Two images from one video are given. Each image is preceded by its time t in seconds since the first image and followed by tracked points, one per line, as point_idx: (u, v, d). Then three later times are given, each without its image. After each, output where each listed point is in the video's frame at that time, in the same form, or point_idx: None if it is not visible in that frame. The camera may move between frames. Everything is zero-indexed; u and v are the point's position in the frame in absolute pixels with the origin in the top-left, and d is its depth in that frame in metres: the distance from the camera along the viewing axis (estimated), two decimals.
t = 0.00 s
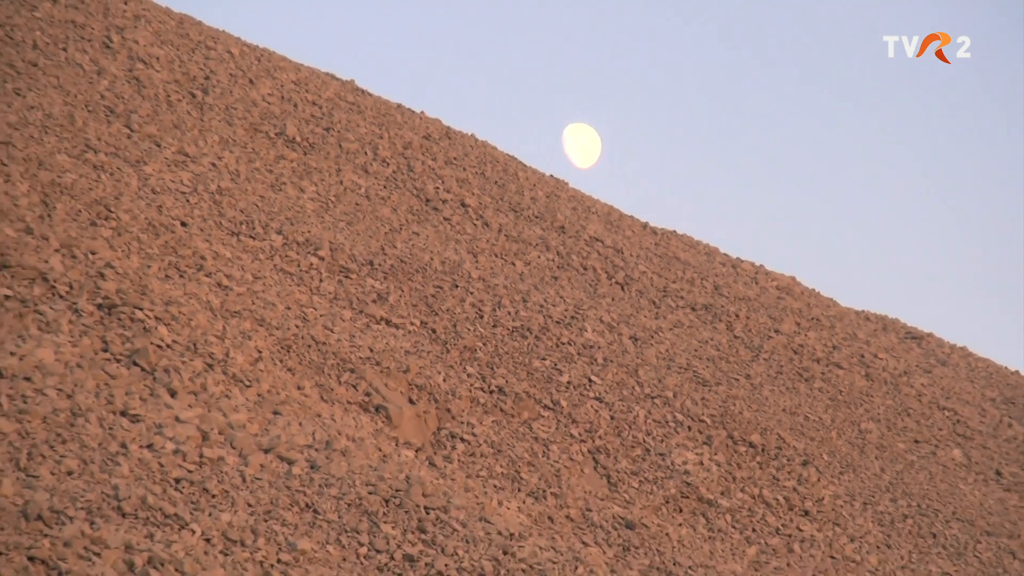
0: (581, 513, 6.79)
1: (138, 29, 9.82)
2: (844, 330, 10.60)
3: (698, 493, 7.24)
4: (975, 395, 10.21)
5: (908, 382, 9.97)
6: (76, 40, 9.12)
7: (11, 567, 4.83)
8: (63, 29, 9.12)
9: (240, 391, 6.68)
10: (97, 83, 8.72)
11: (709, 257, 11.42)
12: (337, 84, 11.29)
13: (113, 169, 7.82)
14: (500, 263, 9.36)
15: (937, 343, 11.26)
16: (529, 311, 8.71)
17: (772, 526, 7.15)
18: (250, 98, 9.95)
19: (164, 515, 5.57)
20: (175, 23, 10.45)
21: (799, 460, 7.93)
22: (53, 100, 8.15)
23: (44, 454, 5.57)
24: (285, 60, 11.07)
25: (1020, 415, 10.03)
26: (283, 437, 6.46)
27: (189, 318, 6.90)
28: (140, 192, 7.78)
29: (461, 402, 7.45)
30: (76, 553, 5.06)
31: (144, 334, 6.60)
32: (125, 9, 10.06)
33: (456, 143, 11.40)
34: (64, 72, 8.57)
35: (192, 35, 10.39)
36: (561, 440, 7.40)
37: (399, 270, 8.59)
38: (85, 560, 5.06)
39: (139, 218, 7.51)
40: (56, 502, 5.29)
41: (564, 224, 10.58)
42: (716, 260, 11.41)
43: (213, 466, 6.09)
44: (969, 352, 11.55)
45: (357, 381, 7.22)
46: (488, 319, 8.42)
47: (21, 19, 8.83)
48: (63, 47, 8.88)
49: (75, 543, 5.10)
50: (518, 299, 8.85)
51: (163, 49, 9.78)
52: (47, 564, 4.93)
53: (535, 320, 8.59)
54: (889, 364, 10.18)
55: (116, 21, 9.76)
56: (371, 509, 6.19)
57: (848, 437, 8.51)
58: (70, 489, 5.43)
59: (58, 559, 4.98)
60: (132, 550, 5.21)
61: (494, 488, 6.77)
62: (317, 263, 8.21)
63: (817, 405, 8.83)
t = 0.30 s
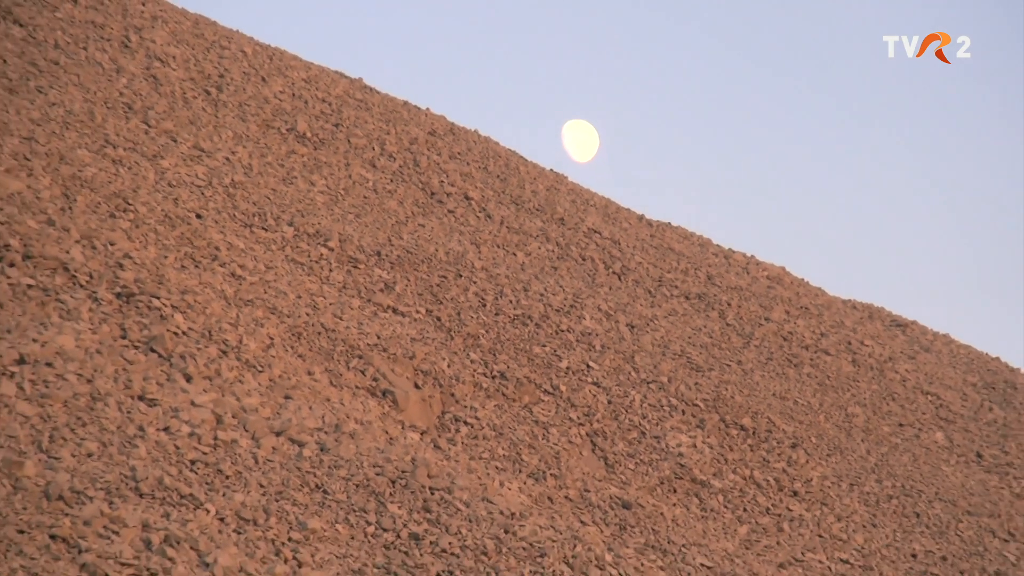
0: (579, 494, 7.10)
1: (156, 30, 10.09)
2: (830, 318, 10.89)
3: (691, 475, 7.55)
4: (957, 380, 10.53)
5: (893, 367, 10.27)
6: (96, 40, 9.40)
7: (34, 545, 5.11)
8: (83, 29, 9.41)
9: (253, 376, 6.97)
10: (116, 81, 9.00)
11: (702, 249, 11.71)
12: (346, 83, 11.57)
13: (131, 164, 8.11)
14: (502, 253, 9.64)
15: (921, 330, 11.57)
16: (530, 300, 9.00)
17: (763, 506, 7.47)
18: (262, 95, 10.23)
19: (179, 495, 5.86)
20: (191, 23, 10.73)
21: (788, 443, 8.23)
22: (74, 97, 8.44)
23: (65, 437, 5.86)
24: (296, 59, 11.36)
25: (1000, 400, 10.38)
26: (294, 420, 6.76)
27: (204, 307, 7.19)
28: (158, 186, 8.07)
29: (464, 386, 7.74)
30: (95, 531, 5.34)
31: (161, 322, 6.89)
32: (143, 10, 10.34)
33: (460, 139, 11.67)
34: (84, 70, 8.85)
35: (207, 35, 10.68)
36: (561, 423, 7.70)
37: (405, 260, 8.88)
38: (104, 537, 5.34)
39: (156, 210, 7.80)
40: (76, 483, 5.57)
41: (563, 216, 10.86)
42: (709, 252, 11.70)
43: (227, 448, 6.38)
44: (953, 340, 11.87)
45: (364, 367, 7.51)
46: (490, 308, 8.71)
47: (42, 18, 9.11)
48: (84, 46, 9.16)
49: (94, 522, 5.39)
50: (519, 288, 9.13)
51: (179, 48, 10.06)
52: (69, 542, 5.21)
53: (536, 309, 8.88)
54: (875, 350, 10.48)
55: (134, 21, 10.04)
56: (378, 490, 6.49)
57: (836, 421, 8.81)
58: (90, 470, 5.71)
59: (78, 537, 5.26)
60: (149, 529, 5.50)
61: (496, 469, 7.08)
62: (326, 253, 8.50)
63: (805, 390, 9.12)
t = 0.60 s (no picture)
0: (576, 472, 7.42)
1: (171, 28, 10.39)
2: (817, 304, 11.20)
3: (684, 454, 7.89)
4: (938, 363, 10.86)
5: (878, 351, 10.59)
6: (114, 38, 9.70)
7: (53, 521, 5.41)
8: (102, 28, 9.72)
9: (264, 359, 7.29)
10: (133, 77, 9.30)
11: (694, 238, 12.02)
12: (353, 79, 11.86)
13: (147, 156, 8.41)
14: (502, 242, 9.93)
15: (904, 316, 11.90)
16: (528, 287, 9.30)
17: (752, 484, 7.85)
18: (273, 91, 10.52)
19: (192, 474, 6.17)
20: (205, 22, 11.03)
21: (776, 424, 8.57)
22: (92, 92, 8.74)
23: (83, 419, 6.16)
24: (304, 55, 11.65)
25: (979, 383, 10.74)
26: (303, 402, 7.07)
27: (216, 293, 7.50)
28: (172, 177, 8.37)
29: (466, 369, 8.05)
30: (112, 508, 5.64)
31: (175, 307, 7.21)
32: (159, 9, 10.65)
33: (462, 132, 11.96)
34: (102, 67, 9.15)
35: (220, 33, 10.98)
36: (558, 405, 8.02)
37: (409, 249, 9.18)
38: (121, 514, 5.65)
39: (171, 201, 8.11)
40: (93, 462, 5.88)
41: (561, 207, 11.14)
42: (700, 241, 12.01)
43: (239, 428, 6.70)
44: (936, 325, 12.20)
45: (370, 351, 7.83)
46: (491, 294, 9.01)
47: (61, 17, 9.41)
48: (102, 44, 9.47)
49: (111, 499, 5.69)
50: (519, 276, 9.44)
51: (193, 45, 10.36)
52: (87, 518, 5.51)
53: (534, 296, 9.19)
54: (861, 335, 10.79)
55: (150, 20, 10.34)
56: (383, 468, 6.80)
57: (822, 403, 9.14)
58: (107, 449, 6.02)
59: (96, 514, 5.56)
60: (163, 507, 5.80)
61: (496, 448, 7.40)
62: (334, 242, 8.80)
63: (793, 373, 9.43)
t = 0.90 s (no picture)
0: (572, 451, 7.75)
1: (184, 25, 10.70)
2: (805, 290, 11.53)
3: (675, 434, 8.25)
4: (919, 346, 11.21)
5: (862, 335, 10.93)
6: (129, 34, 10.00)
7: (71, 497, 5.69)
8: (118, 25, 10.03)
9: (273, 343, 7.60)
10: (147, 72, 9.60)
11: (685, 226, 12.34)
12: (359, 74, 12.17)
13: (161, 148, 8.72)
14: (502, 231, 10.23)
15: (887, 301, 12.25)
16: (527, 273, 9.61)
17: (741, 462, 8.22)
18: (282, 85, 10.81)
19: (204, 452, 6.47)
20: (216, 19, 11.34)
21: (764, 405, 8.96)
22: (108, 86, 9.04)
23: (100, 399, 6.46)
24: (312, 51, 11.95)
25: (960, 365, 11.11)
26: (310, 384, 7.38)
27: (227, 280, 7.81)
28: (185, 168, 8.68)
29: (467, 353, 8.37)
30: (127, 485, 5.92)
31: (188, 293, 7.52)
32: (172, 7, 10.97)
33: (463, 125, 12.25)
34: (118, 62, 9.45)
35: (231, 30, 11.29)
36: (556, 387, 8.35)
37: (412, 237, 9.48)
38: (135, 491, 5.92)
39: (184, 191, 8.42)
40: (110, 441, 6.17)
41: (558, 197, 11.45)
42: (691, 229, 12.33)
43: (249, 409, 7.01)
44: (919, 311, 12.56)
45: (375, 334, 8.14)
46: (491, 280, 9.32)
47: (79, 14, 9.71)
48: (118, 40, 9.77)
49: (126, 477, 5.97)
50: (518, 263, 9.75)
51: (205, 41, 10.67)
52: (103, 495, 5.79)
53: (533, 282, 9.50)
54: (846, 320, 11.13)
55: (163, 17, 10.65)
56: (388, 447, 7.12)
57: (808, 385, 9.50)
58: (123, 429, 6.32)
59: (112, 491, 5.84)
60: (176, 484, 6.10)
61: (496, 428, 7.72)
62: (340, 230, 9.11)
63: (780, 357, 9.77)
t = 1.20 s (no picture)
0: (569, 432, 8.08)
1: (197, 23, 11.04)
2: (792, 277, 11.88)
3: (668, 416, 8.60)
4: (902, 331, 11.59)
5: (847, 321, 11.30)
6: (143, 32, 10.31)
7: (89, 476, 5.95)
8: (133, 23, 10.35)
9: (282, 328, 7.93)
10: (162, 68, 9.92)
11: (677, 216, 12.67)
12: (365, 71, 12.49)
13: (175, 141, 9.03)
14: (502, 221, 10.54)
15: (871, 288, 12.62)
16: (526, 262, 9.94)
17: (731, 443, 8.58)
18: (291, 81, 11.13)
19: (216, 433, 6.79)
20: (228, 18, 11.69)
21: (753, 387, 9.32)
22: (124, 82, 9.35)
23: (117, 382, 6.78)
24: (320, 49, 12.28)
25: (940, 350, 11.50)
26: (318, 368, 7.71)
27: (238, 268, 8.15)
28: (198, 160, 9.00)
29: (468, 337, 8.71)
30: (143, 465, 6.22)
31: (201, 281, 7.86)
32: (185, 6, 11.31)
33: (465, 120, 12.55)
34: (134, 59, 9.77)
35: (242, 28, 11.64)
36: (553, 370, 8.69)
37: (415, 227, 9.80)
38: (150, 470, 6.22)
39: (197, 182, 8.75)
40: (126, 423, 6.48)
41: (555, 188, 11.77)
42: (683, 219, 12.66)
43: (260, 391, 7.34)
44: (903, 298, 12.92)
45: (380, 320, 8.47)
46: (491, 268, 9.65)
47: (96, 12, 10.02)
48: (133, 38, 10.10)
49: (142, 457, 6.28)
50: (517, 252, 10.07)
51: (217, 39, 10.99)
52: (119, 474, 6.08)
53: (531, 270, 9.83)
54: (832, 307, 11.49)
55: (177, 16, 10.98)
56: (392, 428, 7.46)
57: (795, 369, 9.87)
58: (138, 411, 6.64)
59: (128, 470, 6.13)
60: (189, 464, 6.41)
61: (496, 410, 8.06)
62: (346, 221, 9.42)
63: (768, 342, 10.12)
